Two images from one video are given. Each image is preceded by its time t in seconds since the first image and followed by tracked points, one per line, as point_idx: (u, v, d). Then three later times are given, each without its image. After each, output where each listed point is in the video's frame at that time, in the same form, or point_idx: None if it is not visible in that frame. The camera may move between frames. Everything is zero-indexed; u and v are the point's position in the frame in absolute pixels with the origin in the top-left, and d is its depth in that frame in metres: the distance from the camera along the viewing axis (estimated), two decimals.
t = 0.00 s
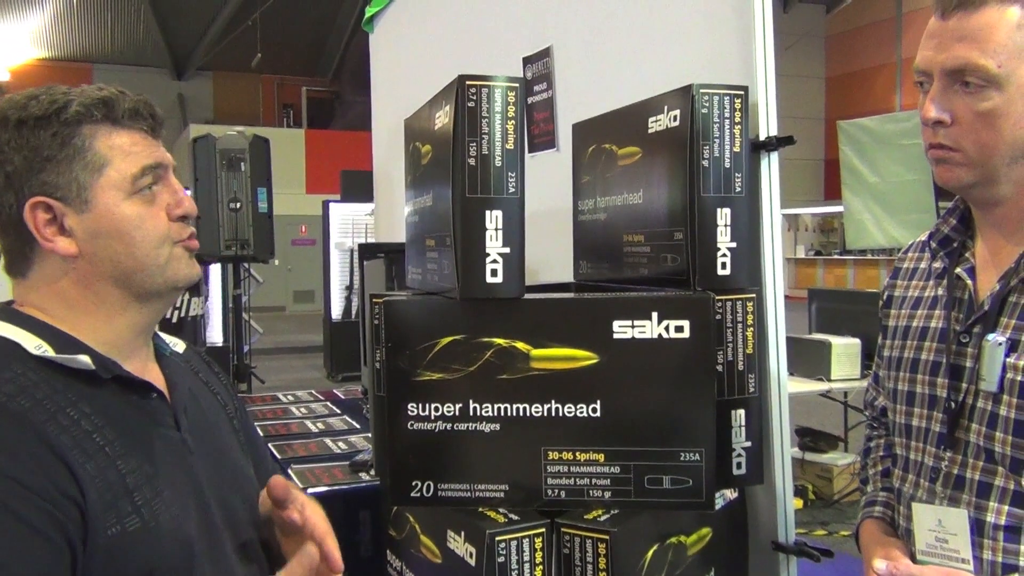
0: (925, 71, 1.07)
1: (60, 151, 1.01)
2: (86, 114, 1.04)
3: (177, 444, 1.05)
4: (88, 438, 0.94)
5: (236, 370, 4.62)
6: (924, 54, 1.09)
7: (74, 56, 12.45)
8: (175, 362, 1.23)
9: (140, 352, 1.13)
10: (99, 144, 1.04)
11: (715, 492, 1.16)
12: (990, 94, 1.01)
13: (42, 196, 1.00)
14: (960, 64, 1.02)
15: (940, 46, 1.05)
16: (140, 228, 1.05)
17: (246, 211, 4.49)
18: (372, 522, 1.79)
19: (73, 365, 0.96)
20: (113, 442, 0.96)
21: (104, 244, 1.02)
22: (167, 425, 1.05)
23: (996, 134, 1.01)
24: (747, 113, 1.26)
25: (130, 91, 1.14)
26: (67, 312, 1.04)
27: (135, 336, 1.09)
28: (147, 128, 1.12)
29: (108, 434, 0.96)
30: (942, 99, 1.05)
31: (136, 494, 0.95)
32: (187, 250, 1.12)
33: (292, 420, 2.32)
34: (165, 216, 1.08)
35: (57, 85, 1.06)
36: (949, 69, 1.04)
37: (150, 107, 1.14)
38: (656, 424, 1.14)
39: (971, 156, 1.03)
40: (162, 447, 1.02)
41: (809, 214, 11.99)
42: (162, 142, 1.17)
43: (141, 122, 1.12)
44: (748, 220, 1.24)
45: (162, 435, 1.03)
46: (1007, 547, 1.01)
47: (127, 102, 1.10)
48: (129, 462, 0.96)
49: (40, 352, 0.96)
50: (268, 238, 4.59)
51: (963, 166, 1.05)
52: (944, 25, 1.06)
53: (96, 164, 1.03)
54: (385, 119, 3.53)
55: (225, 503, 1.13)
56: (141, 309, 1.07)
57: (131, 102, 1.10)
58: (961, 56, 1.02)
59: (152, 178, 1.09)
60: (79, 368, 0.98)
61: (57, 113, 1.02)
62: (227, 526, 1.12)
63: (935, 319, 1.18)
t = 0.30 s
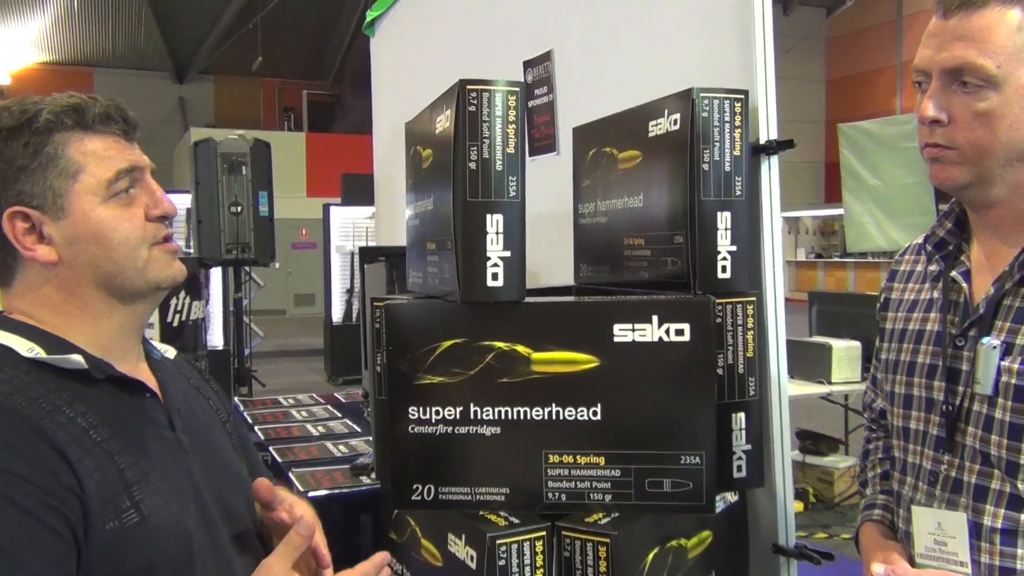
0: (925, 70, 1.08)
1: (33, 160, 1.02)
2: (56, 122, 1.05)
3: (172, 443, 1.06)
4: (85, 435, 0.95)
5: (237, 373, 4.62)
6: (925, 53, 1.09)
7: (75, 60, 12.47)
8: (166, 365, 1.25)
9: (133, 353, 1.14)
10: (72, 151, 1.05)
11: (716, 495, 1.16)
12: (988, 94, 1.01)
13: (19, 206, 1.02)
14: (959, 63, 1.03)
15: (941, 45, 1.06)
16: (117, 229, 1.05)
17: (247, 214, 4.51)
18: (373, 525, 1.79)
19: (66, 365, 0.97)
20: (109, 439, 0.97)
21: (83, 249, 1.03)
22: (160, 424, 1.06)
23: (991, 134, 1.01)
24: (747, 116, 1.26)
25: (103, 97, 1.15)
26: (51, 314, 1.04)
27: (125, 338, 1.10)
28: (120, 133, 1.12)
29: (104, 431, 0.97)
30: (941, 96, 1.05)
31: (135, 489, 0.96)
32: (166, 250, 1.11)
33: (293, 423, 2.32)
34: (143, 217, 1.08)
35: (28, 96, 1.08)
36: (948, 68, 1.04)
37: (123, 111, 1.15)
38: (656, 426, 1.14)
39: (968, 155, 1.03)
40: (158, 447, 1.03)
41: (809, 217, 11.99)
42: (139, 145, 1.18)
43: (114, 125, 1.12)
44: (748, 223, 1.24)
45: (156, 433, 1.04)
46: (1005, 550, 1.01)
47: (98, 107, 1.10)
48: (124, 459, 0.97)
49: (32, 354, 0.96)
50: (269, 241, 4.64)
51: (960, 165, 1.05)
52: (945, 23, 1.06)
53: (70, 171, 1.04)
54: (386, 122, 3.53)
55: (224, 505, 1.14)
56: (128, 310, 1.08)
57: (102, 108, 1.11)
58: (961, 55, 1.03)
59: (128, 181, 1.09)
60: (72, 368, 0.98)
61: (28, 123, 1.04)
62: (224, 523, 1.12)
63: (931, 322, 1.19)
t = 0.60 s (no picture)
0: (923, 75, 1.08)
1: (17, 164, 1.02)
2: (38, 124, 1.05)
3: (169, 443, 1.07)
4: (78, 435, 0.95)
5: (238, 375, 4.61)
6: (923, 57, 1.09)
7: (77, 62, 12.49)
8: (168, 365, 1.27)
9: (130, 353, 1.15)
10: (56, 152, 1.05)
11: (718, 496, 1.16)
12: (986, 99, 1.01)
13: (7, 212, 1.02)
14: (958, 68, 1.03)
15: (939, 49, 1.06)
16: (106, 229, 1.05)
17: (248, 215, 4.52)
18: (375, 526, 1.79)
19: (59, 366, 0.98)
20: (103, 439, 0.97)
21: (73, 251, 1.03)
22: (159, 424, 1.07)
23: (990, 138, 1.01)
24: (750, 117, 1.26)
25: (85, 96, 1.14)
26: (42, 315, 1.05)
27: (121, 338, 1.11)
28: (104, 131, 1.12)
29: (98, 432, 0.98)
30: (939, 102, 1.05)
31: (129, 488, 0.96)
32: (157, 249, 1.12)
33: (295, 424, 2.32)
34: (131, 216, 1.09)
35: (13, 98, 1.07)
36: (945, 73, 1.04)
37: (105, 109, 1.15)
38: (658, 428, 1.14)
39: (966, 160, 1.04)
40: (157, 447, 1.04)
41: (811, 218, 11.98)
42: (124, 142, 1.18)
43: (97, 124, 1.11)
44: (750, 224, 1.24)
45: (154, 433, 1.05)
46: (1006, 552, 1.01)
47: (79, 107, 1.10)
48: (120, 459, 0.98)
49: (26, 356, 0.96)
50: (270, 241, 4.66)
51: (960, 170, 1.05)
52: (943, 28, 1.06)
53: (55, 173, 1.03)
54: (388, 123, 3.53)
55: (225, 506, 1.14)
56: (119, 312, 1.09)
57: (83, 108, 1.11)
58: (959, 60, 1.03)
59: (115, 179, 1.09)
60: (66, 369, 0.99)
61: (10, 127, 1.04)
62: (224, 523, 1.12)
63: (932, 322, 1.19)
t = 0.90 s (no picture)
0: (923, 77, 1.08)
1: (28, 179, 1.01)
2: (57, 142, 1.02)
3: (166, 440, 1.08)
4: (67, 434, 0.96)
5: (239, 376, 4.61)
6: (923, 59, 1.09)
7: (78, 64, 12.53)
8: (171, 366, 1.28)
9: (131, 356, 1.16)
10: (71, 173, 1.03)
11: (718, 499, 1.16)
12: (985, 102, 1.01)
13: (11, 221, 1.02)
14: (956, 71, 1.03)
15: (939, 52, 1.06)
16: (107, 256, 1.05)
17: (249, 217, 4.53)
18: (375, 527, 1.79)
19: (52, 363, 1.00)
20: (93, 438, 0.98)
21: (71, 270, 1.04)
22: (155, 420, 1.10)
23: (989, 140, 1.01)
24: (751, 119, 1.26)
25: (108, 105, 1.11)
26: (40, 319, 1.07)
27: (120, 342, 1.13)
28: (124, 152, 1.09)
29: (88, 430, 0.99)
30: (938, 104, 1.05)
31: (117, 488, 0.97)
32: (156, 275, 1.11)
33: (295, 426, 2.32)
34: (137, 240, 1.08)
35: (36, 99, 1.04)
36: (944, 76, 1.04)
37: (129, 123, 1.11)
38: (657, 431, 1.14)
39: (965, 163, 1.04)
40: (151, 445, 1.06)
41: (812, 220, 11.98)
42: (144, 158, 1.15)
43: (118, 144, 1.09)
44: (751, 227, 1.24)
45: (147, 432, 1.07)
46: (1002, 555, 1.01)
47: (103, 125, 1.07)
48: (110, 456, 0.99)
49: (20, 353, 0.99)
50: (271, 243, 4.65)
51: (957, 172, 1.05)
52: (942, 31, 1.06)
53: (67, 193, 1.02)
54: (388, 125, 3.54)
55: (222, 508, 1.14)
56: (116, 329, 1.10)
57: (107, 125, 1.07)
58: (958, 63, 1.03)
59: (127, 206, 1.08)
60: (58, 367, 1.01)
61: (27, 138, 1.01)
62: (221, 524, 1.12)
63: (931, 326, 1.19)
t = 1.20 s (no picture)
0: (922, 76, 1.08)
1: (21, 172, 1.04)
2: (46, 133, 1.06)
3: (170, 440, 1.08)
4: (70, 433, 0.98)
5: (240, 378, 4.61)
6: (921, 60, 1.09)
7: (80, 65, 12.55)
8: (177, 366, 1.26)
9: (135, 355, 1.16)
10: (62, 161, 1.06)
11: (719, 500, 1.16)
12: (985, 101, 1.01)
13: (9, 217, 1.05)
14: (956, 70, 1.03)
15: (938, 51, 1.06)
16: (103, 241, 1.06)
17: (249, 218, 4.54)
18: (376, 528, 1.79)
19: (57, 363, 1.00)
20: (96, 438, 0.99)
21: (69, 260, 1.05)
22: (162, 422, 1.09)
23: (988, 140, 1.01)
24: (752, 120, 1.26)
25: (98, 100, 1.14)
26: (45, 315, 1.09)
27: (123, 338, 1.13)
28: (114, 139, 1.11)
29: (92, 429, 1.00)
30: (938, 104, 1.05)
31: (119, 487, 0.98)
32: (158, 257, 1.12)
33: (296, 427, 2.32)
34: (132, 226, 1.09)
35: (26, 101, 1.09)
36: (944, 75, 1.04)
37: (117, 113, 1.13)
38: (658, 431, 1.14)
39: (965, 163, 1.03)
40: (156, 445, 1.05)
41: (813, 222, 11.96)
42: (137, 148, 1.17)
43: (106, 132, 1.11)
44: (752, 228, 1.24)
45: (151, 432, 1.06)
46: (1000, 557, 1.01)
47: (89, 113, 1.10)
48: (114, 457, 1.00)
49: (27, 353, 1.00)
50: (272, 244, 4.65)
51: (957, 172, 1.05)
52: (942, 31, 1.06)
53: (58, 182, 1.05)
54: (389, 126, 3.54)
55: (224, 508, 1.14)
56: (120, 318, 1.11)
57: (94, 113, 1.10)
58: (956, 62, 1.03)
59: (120, 191, 1.09)
60: (64, 366, 1.02)
61: (18, 134, 1.05)
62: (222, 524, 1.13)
63: (930, 327, 1.19)
